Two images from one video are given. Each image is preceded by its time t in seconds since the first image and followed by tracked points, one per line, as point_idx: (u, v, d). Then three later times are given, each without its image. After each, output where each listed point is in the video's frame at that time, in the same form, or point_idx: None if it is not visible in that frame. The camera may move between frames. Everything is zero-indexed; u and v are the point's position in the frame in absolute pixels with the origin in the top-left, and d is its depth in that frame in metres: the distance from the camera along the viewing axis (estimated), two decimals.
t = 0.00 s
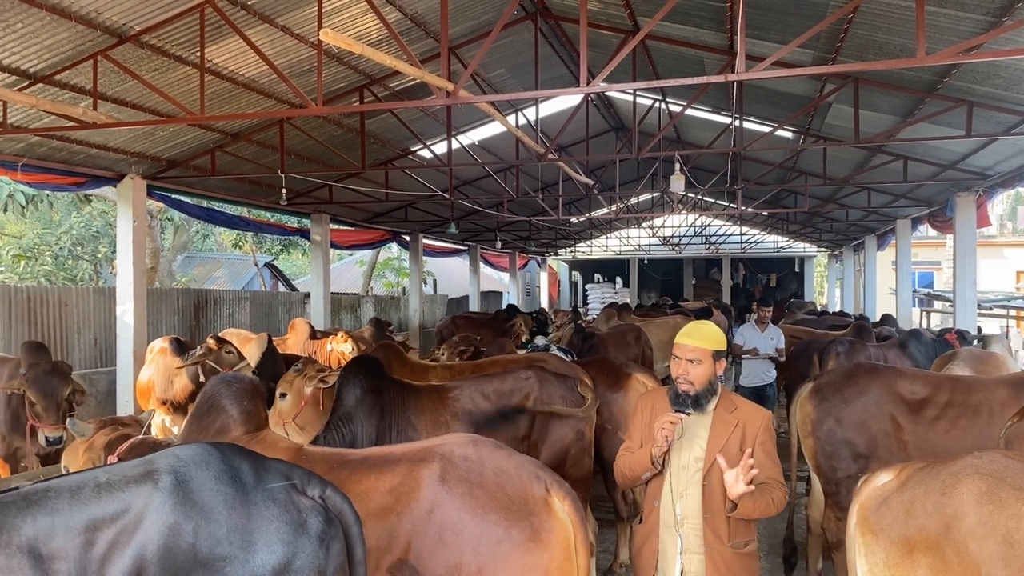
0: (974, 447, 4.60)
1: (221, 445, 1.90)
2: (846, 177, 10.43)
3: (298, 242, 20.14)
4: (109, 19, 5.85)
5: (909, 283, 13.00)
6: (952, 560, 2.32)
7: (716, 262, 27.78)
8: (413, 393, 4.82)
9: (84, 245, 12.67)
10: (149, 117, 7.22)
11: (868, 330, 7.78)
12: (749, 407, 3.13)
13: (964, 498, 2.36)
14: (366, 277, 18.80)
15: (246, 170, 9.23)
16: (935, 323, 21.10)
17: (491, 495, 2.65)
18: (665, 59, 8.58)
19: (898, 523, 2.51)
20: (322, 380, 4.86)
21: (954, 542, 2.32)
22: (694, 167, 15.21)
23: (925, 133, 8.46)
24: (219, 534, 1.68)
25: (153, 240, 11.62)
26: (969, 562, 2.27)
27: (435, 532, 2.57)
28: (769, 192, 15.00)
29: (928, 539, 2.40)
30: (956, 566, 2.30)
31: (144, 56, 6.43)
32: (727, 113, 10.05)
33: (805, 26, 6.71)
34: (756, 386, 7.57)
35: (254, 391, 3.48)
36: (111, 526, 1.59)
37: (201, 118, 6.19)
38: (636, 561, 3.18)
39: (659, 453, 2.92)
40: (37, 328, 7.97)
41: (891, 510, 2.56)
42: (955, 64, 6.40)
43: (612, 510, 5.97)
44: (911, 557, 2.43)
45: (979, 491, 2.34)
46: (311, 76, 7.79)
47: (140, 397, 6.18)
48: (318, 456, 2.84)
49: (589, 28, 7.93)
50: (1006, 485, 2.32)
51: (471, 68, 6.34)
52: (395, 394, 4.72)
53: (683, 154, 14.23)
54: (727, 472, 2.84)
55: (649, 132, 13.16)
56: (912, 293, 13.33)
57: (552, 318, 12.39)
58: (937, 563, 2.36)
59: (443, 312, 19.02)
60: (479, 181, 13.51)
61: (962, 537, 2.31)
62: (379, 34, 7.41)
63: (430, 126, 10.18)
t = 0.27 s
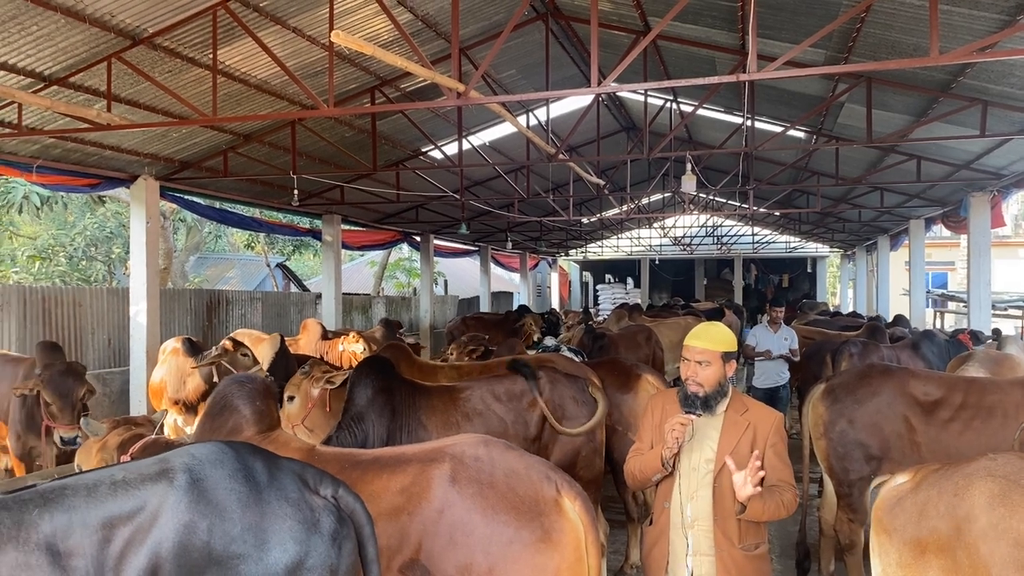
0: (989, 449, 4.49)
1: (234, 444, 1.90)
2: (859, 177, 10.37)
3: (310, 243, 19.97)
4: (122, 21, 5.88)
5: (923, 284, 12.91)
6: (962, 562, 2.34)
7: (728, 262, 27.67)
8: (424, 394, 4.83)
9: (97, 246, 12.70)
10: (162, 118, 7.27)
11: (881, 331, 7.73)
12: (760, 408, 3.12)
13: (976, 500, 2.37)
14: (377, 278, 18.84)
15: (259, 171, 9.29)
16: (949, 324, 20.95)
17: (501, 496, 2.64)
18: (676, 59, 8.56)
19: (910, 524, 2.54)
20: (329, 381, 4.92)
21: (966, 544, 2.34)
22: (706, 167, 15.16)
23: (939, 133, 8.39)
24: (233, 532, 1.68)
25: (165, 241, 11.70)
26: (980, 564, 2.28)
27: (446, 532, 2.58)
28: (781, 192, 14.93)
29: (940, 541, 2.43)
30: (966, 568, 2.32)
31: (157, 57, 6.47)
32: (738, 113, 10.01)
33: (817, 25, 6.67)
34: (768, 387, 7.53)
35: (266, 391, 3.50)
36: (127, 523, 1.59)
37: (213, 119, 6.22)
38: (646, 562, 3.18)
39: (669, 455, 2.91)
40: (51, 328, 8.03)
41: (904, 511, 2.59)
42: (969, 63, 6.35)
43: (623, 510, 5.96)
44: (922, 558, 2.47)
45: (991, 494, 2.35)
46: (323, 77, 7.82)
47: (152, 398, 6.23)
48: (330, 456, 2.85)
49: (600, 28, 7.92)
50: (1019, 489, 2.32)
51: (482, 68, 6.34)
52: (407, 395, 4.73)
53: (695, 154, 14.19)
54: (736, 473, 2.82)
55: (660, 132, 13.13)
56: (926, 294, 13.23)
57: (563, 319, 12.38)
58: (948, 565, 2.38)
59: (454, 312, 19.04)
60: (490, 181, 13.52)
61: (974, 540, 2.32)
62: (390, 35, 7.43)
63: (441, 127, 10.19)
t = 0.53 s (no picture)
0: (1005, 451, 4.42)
1: (250, 441, 1.90)
2: (871, 178, 10.32)
3: (322, 244, 20.25)
4: (135, 23, 5.92)
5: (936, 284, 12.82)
6: (974, 563, 2.33)
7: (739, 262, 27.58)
8: (434, 394, 4.84)
9: (111, 247, 12.76)
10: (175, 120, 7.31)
11: (894, 331, 7.68)
12: (771, 408, 3.11)
13: (989, 500, 2.37)
14: (388, 278, 18.88)
15: (271, 172, 9.33)
16: (962, 325, 20.78)
17: (512, 495, 2.64)
18: (687, 59, 8.54)
19: (923, 525, 2.53)
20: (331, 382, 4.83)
21: (978, 545, 2.33)
22: (717, 167, 15.12)
23: (953, 132, 8.34)
24: (249, 529, 1.69)
25: (178, 241, 11.78)
26: (991, 565, 2.28)
27: (457, 532, 2.58)
28: (793, 193, 14.87)
29: (951, 542, 2.42)
30: (978, 569, 2.32)
31: (169, 59, 6.50)
32: (749, 113, 9.98)
33: (829, 25, 6.64)
34: (780, 388, 7.50)
35: (278, 391, 3.53)
36: (144, 521, 1.60)
37: (226, 120, 6.25)
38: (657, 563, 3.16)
39: (679, 456, 2.90)
40: (65, 328, 8.09)
41: (917, 511, 2.57)
42: (982, 62, 6.30)
43: (634, 511, 5.94)
44: (934, 559, 2.46)
45: (1003, 495, 2.34)
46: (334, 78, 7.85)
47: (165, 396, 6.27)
48: (342, 455, 2.86)
49: (611, 28, 7.91)
50: None
51: (493, 69, 6.33)
52: (417, 395, 4.75)
53: (706, 155, 14.15)
54: (745, 474, 2.81)
55: (671, 132, 13.10)
56: (939, 294, 13.14)
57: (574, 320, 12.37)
58: (960, 566, 2.37)
59: (464, 312, 19.06)
60: (500, 182, 13.53)
61: (985, 541, 2.32)
62: (401, 36, 7.45)
63: (451, 128, 10.19)
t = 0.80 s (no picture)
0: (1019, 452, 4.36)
1: (265, 438, 1.90)
2: (884, 177, 10.27)
3: (333, 245, 20.38)
4: (148, 25, 5.96)
5: (949, 284, 12.75)
6: (987, 563, 2.35)
7: (750, 262, 27.50)
8: (445, 394, 4.85)
9: (124, 247, 12.92)
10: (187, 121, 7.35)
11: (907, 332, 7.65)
12: (781, 408, 3.10)
13: (1004, 501, 2.37)
14: (398, 279, 18.93)
15: (282, 173, 9.37)
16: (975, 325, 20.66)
17: (524, 494, 2.64)
18: (697, 59, 8.52)
19: (936, 525, 2.54)
20: (339, 383, 4.84)
21: (992, 546, 2.35)
22: (728, 167, 15.08)
23: (966, 131, 8.28)
24: (266, 524, 1.70)
25: (190, 242, 11.86)
26: (1004, 565, 2.29)
27: (469, 530, 2.58)
28: (804, 193, 14.82)
29: (964, 542, 2.43)
30: (992, 569, 2.33)
31: (182, 60, 6.54)
32: (761, 112, 9.95)
33: (841, 24, 6.61)
34: (791, 388, 7.47)
35: (290, 390, 3.57)
36: (163, 516, 1.61)
37: (238, 121, 6.28)
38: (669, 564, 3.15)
39: (691, 456, 2.90)
40: (78, 328, 8.14)
41: (930, 511, 2.57)
42: (996, 61, 6.26)
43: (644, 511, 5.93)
44: (946, 559, 2.47)
45: (1017, 496, 2.35)
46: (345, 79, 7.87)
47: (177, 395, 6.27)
48: (354, 454, 2.86)
49: (622, 29, 7.90)
50: None
51: (503, 69, 6.33)
52: (429, 395, 4.76)
53: (717, 155, 14.12)
54: (757, 474, 2.80)
55: (682, 132, 13.08)
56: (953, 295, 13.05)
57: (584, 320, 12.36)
58: (973, 566, 2.39)
59: (474, 313, 19.07)
60: (511, 182, 13.55)
61: (998, 541, 2.33)
62: (412, 37, 7.46)
63: (461, 128, 10.20)
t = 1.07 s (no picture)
0: None
1: (279, 434, 1.91)
2: (896, 177, 10.21)
3: (343, 245, 20.45)
4: (160, 26, 6.00)
5: (962, 284, 12.66)
6: (999, 563, 2.34)
7: (761, 262, 27.39)
8: (455, 393, 4.86)
9: (136, 248, 13.05)
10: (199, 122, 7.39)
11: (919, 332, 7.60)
12: (790, 407, 3.10)
13: (1016, 501, 2.36)
14: (408, 279, 18.96)
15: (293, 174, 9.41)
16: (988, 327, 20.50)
17: (533, 494, 2.64)
18: (708, 58, 8.51)
19: (947, 525, 2.54)
20: (346, 384, 4.90)
21: (1003, 547, 2.33)
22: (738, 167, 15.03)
23: (979, 130, 8.22)
24: (278, 519, 1.71)
25: (202, 242, 11.93)
26: (1016, 566, 2.28)
27: (478, 529, 2.56)
28: (815, 193, 14.76)
29: (975, 542, 2.43)
30: (1003, 568, 2.32)
31: (194, 62, 6.58)
32: (771, 112, 9.92)
33: (852, 22, 6.58)
34: (802, 389, 7.43)
35: (300, 389, 3.58)
36: (177, 510, 1.64)
37: (249, 122, 6.31)
38: (679, 565, 3.14)
39: (701, 456, 2.90)
40: (91, 328, 8.19)
41: (942, 511, 2.57)
42: (1009, 59, 6.21)
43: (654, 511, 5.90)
44: (958, 559, 2.47)
45: None
46: (356, 80, 7.90)
47: (189, 395, 6.29)
48: (363, 452, 2.86)
49: (632, 28, 7.89)
50: None
51: (513, 69, 6.32)
52: (439, 394, 4.77)
53: (727, 155, 14.08)
54: (769, 474, 2.80)
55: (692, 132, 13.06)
56: (965, 295, 12.96)
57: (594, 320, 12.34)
58: (984, 566, 2.38)
59: (484, 313, 19.08)
60: (520, 183, 13.55)
61: (1010, 542, 2.32)
62: (422, 38, 7.48)
63: (471, 128, 10.21)
